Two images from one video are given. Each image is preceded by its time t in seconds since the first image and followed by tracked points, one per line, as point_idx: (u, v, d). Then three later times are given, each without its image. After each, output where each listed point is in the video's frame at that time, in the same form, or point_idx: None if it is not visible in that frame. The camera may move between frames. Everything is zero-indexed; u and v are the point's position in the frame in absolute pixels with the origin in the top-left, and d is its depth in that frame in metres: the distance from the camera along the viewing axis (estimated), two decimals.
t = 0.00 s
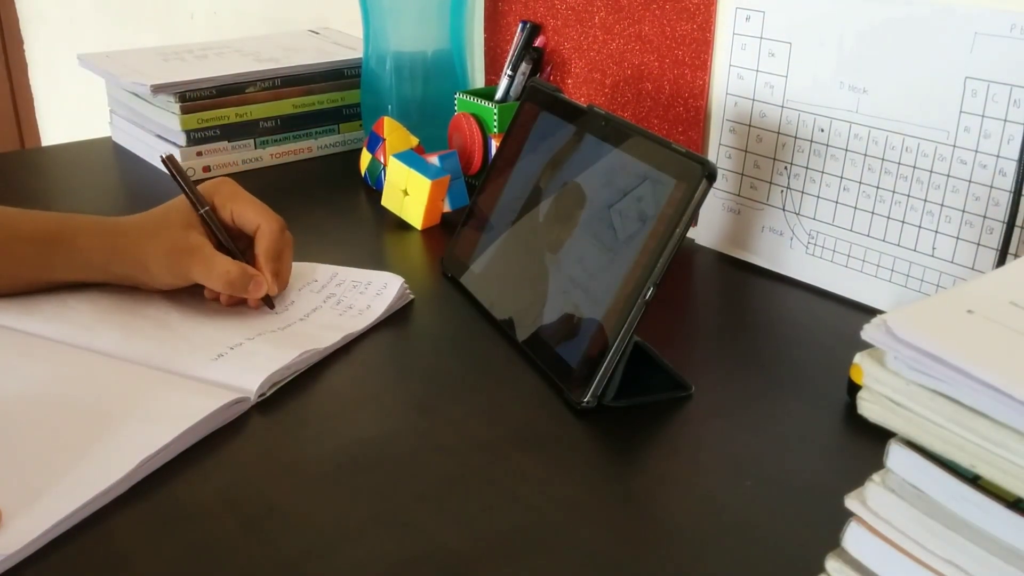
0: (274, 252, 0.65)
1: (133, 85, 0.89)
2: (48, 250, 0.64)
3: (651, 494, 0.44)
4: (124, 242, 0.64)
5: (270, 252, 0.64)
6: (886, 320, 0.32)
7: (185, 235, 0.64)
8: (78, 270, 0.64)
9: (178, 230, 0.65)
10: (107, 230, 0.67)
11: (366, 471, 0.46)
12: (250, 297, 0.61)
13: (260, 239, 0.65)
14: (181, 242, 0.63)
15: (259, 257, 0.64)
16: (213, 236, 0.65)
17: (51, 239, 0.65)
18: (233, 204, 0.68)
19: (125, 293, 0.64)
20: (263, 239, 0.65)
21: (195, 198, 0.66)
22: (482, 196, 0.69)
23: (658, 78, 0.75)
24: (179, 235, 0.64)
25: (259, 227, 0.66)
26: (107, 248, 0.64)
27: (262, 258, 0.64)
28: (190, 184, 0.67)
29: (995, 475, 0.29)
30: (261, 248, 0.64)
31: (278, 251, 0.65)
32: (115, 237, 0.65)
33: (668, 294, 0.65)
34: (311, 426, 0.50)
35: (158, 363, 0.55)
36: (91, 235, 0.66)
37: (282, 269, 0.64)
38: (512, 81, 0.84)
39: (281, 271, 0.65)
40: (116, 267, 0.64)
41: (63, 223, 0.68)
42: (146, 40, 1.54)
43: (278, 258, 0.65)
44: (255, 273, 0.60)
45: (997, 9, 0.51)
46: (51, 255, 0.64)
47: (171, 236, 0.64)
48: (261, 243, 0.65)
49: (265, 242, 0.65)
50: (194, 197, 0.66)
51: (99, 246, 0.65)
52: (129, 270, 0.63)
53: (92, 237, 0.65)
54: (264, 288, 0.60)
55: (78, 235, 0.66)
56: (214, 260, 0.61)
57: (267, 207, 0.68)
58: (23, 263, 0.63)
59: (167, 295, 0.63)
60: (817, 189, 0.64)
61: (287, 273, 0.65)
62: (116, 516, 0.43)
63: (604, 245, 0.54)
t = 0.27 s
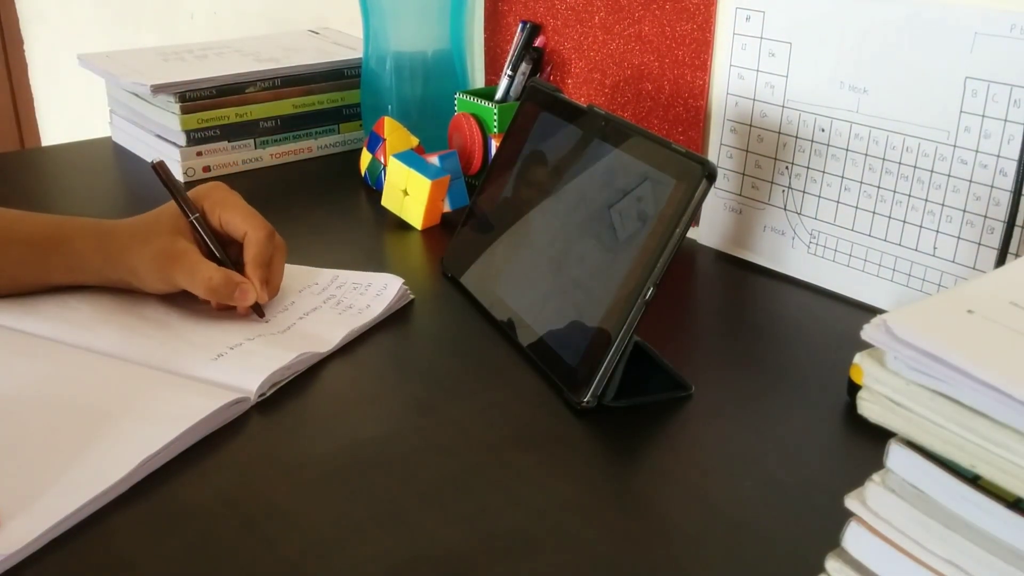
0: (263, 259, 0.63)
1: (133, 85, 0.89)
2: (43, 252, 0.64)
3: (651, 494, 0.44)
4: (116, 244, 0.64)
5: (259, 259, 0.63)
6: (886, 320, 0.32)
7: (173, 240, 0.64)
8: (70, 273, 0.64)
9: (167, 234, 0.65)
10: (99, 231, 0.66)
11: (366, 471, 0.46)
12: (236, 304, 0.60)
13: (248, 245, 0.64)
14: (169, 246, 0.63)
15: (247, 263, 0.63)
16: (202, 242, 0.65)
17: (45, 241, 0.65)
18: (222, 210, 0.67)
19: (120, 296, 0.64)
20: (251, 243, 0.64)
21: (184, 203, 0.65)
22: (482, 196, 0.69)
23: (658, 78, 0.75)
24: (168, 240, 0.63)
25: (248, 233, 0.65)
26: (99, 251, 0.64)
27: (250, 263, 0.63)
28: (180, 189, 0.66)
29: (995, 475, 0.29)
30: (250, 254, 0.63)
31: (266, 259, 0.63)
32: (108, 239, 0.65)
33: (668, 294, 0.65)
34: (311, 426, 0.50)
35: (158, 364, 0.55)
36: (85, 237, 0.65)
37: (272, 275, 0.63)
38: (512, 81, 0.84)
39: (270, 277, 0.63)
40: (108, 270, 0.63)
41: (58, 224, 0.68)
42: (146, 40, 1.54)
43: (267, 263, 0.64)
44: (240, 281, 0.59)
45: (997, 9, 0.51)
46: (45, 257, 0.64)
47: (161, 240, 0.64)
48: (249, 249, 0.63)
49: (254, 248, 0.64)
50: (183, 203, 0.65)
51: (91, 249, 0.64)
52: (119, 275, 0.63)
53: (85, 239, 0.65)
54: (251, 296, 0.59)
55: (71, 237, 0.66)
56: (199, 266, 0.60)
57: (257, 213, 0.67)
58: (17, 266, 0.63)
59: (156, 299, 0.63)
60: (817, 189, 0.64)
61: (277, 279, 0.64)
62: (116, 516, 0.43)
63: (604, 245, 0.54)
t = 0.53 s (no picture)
0: (256, 263, 0.62)
1: (133, 85, 0.89)
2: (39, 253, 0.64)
3: (651, 494, 0.44)
4: (111, 245, 0.64)
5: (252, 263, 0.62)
6: (886, 320, 0.32)
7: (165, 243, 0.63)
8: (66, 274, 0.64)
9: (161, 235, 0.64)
10: (97, 231, 0.66)
11: (366, 471, 0.46)
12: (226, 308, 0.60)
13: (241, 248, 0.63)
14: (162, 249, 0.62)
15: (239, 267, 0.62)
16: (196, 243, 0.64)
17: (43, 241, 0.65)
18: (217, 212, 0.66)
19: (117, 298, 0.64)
20: (244, 246, 0.63)
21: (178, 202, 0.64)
22: (482, 196, 0.69)
23: (658, 78, 0.75)
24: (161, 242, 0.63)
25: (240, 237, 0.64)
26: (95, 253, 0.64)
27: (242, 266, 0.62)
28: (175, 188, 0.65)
29: (995, 475, 0.29)
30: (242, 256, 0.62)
31: (259, 263, 0.62)
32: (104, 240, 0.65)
33: (668, 294, 0.65)
34: (311, 426, 0.50)
35: (158, 364, 0.55)
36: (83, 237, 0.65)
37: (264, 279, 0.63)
38: (512, 81, 0.84)
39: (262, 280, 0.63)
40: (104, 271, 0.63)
41: (58, 224, 0.68)
42: (146, 40, 1.54)
43: (260, 267, 0.63)
44: (229, 285, 0.59)
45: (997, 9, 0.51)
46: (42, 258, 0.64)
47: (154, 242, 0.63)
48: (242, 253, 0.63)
49: (247, 250, 0.63)
50: (178, 204, 0.64)
51: (87, 251, 0.64)
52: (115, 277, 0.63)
53: (82, 240, 0.65)
54: (239, 301, 0.58)
55: (68, 237, 0.65)
56: (189, 269, 0.60)
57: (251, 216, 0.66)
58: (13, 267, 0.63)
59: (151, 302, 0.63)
60: (817, 189, 0.64)
61: (269, 282, 0.63)
62: (116, 516, 0.43)
63: (604, 245, 0.54)
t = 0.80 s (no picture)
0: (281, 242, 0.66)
1: (133, 85, 0.89)
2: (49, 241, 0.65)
3: (651, 494, 0.44)
4: (126, 231, 0.65)
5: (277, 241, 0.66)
6: (886, 320, 0.32)
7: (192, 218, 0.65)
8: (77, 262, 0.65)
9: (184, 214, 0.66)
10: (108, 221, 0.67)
11: (366, 472, 0.46)
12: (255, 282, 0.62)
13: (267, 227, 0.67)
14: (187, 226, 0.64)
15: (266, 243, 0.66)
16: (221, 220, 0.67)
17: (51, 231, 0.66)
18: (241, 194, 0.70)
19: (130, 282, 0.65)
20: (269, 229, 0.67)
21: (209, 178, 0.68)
22: (482, 196, 0.69)
23: (658, 78, 0.75)
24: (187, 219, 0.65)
25: (267, 215, 0.68)
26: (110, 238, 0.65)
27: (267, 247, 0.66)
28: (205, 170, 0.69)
29: (995, 475, 0.29)
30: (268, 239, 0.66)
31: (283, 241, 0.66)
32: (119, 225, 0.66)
33: (668, 294, 0.65)
34: (311, 426, 0.50)
35: (158, 363, 0.55)
36: (93, 225, 0.66)
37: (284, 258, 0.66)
38: (512, 81, 0.84)
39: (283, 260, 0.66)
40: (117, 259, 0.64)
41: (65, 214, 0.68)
42: (146, 40, 1.54)
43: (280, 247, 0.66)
44: (262, 260, 0.61)
45: (997, 9, 0.51)
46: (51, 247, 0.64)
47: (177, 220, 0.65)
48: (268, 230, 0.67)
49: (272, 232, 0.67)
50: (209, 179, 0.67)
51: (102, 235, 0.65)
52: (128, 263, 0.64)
53: (94, 227, 0.66)
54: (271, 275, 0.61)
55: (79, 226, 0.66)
56: (221, 246, 0.61)
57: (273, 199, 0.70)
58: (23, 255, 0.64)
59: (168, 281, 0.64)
60: (817, 189, 0.64)
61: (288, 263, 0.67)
62: (116, 516, 0.43)
63: (604, 245, 0.54)
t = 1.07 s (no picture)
0: (243, 263, 0.63)
1: (133, 85, 0.89)
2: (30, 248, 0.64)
3: (651, 494, 0.44)
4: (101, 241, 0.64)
5: (238, 264, 0.62)
6: (886, 320, 0.32)
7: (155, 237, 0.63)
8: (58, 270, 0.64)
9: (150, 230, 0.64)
10: (92, 226, 0.66)
11: (366, 471, 0.46)
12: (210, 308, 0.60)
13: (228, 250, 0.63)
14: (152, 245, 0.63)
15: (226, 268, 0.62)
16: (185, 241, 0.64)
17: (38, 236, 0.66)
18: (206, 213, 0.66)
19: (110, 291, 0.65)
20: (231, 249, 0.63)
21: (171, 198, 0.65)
22: (482, 196, 0.69)
23: (658, 78, 0.75)
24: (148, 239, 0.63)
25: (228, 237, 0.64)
26: (84, 248, 0.64)
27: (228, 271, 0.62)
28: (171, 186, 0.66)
29: (995, 475, 0.29)
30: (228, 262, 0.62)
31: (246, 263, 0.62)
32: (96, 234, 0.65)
33: (668, 294, 0.65)
34: (311, 426, 0.50)
35: (158, 363, 0.55)
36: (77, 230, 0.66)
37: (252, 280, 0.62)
38: (512, 81, 0.84)
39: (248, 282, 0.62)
40: (94, 270, 0.64)
41: (52, 219, 0.68)
42: (146, 40, 1.54)
43: (245, 270, 0.62)
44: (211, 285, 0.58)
45: (997, 9, 0.51)
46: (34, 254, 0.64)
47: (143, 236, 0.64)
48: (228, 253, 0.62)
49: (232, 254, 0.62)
50: (170, 199, 0.64)
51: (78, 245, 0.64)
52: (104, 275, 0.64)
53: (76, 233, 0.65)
54: (223, 300, 0.58)
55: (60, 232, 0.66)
56: (174, 267, 0.60)
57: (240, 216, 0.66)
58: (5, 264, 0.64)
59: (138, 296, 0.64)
60: (817, 189, 0.64)
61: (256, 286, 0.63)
62: (117, 516, 0.43)
63: (604, 245, 0.54)
